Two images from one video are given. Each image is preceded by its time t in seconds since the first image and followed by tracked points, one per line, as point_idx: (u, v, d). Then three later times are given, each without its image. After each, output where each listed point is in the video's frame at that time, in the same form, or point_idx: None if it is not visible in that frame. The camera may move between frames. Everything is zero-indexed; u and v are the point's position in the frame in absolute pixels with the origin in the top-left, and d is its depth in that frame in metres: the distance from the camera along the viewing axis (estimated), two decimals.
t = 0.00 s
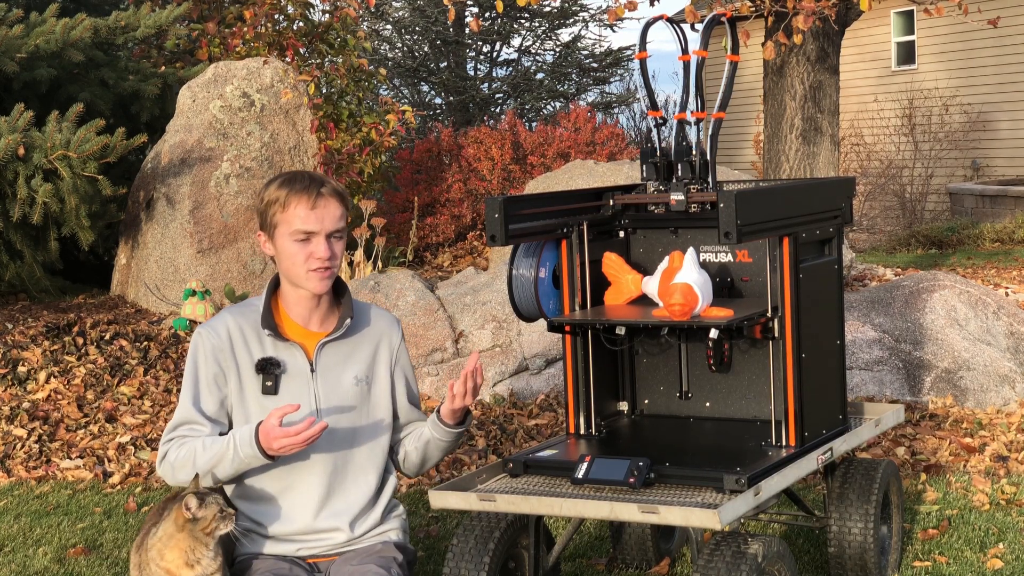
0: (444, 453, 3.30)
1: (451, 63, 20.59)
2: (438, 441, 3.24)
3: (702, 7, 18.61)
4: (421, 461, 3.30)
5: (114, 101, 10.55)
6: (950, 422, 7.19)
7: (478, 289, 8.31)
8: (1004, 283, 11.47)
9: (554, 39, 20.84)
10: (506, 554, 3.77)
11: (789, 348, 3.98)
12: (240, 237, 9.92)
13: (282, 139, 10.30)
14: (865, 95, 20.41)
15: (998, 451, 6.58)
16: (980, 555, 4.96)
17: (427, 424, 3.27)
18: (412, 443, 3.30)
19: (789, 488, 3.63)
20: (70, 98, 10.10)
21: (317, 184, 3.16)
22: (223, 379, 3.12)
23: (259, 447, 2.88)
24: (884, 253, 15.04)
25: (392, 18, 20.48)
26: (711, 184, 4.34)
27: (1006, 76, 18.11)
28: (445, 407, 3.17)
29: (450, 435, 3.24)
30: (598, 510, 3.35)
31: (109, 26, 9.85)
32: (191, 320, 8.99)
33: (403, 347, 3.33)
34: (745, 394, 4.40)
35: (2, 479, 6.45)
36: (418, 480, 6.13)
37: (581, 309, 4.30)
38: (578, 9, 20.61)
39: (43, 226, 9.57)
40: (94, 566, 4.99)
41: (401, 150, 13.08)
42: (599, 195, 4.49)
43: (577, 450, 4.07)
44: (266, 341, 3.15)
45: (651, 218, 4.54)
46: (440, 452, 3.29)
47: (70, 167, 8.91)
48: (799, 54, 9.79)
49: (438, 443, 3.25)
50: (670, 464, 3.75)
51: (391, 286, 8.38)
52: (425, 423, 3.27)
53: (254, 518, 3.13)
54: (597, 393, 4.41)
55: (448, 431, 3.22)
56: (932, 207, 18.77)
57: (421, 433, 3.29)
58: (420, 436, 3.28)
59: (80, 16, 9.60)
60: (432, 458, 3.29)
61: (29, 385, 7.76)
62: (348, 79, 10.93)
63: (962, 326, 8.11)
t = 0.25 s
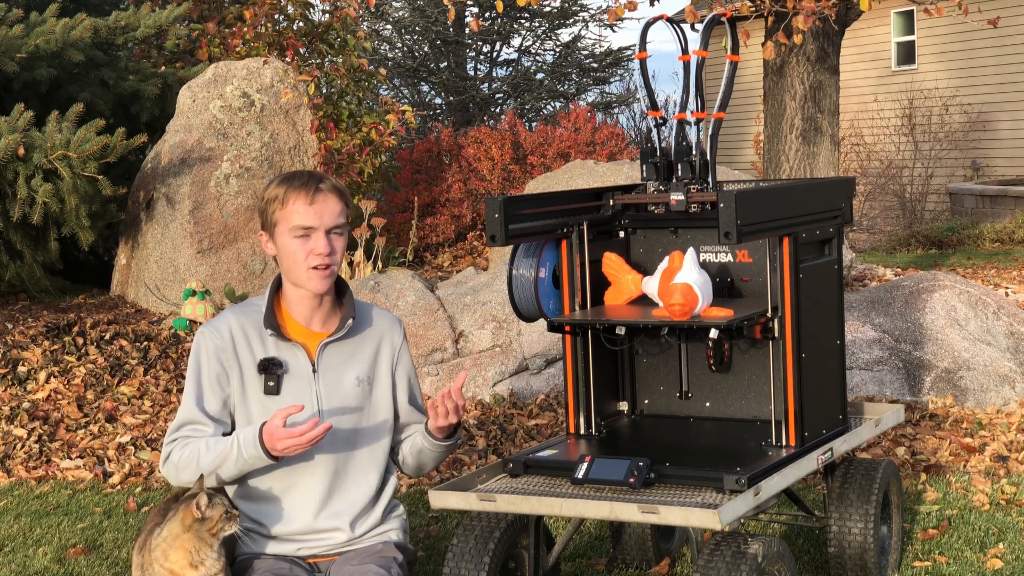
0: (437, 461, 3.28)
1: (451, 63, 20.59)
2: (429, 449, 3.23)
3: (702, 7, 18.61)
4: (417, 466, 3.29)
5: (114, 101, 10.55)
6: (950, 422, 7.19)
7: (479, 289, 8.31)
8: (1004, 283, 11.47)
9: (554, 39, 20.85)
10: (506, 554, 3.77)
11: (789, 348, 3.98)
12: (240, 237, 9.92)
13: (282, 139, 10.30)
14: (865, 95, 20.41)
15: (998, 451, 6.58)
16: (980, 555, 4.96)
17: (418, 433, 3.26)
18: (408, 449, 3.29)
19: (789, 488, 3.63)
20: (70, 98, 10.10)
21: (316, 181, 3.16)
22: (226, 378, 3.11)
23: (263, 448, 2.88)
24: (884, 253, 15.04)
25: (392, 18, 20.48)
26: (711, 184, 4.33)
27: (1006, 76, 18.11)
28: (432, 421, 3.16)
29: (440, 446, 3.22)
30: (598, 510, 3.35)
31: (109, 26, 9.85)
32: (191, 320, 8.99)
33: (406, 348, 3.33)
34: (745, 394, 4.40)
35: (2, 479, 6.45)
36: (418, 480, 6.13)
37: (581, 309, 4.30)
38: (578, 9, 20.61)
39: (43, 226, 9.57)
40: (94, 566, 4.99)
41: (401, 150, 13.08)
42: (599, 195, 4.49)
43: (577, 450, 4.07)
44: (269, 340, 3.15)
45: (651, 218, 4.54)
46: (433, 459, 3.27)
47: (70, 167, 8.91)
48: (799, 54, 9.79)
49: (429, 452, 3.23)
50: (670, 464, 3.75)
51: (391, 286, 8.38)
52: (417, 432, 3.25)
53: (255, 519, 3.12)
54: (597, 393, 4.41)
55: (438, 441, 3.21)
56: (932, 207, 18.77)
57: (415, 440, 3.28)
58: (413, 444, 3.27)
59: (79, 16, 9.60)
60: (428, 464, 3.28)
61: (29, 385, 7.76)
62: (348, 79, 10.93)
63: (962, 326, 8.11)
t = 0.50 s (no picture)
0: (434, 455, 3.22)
1: (451, 63, 20.60)
2: (420, 442, 3.17)
3: (702, 7, 18.63)
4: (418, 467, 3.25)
5: (114, 101, 10.55)
6: (950, 422, 7.19)
7: (479, 289, 8.31)
8: (1004, 283, 11.47)
9: (554, 39, 20.85)
10: (506, 554, 3.77)
11: (789, 348, 3.98)
12: (240, 237, 9.92)
13: (282, 139, 10.30)
14: (865, 95, 20.41)
15: (998, 451, 6.58)
16: (980, 555, 4.95)
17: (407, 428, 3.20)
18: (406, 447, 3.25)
19: (789, 487, 3.63)
20: (70, 98, 10.10)
21: (313, 183, 3.16)
22: (224, 375, 3.12)
23: (251, 431, 2.86)
24: (885, 253, 15.04)
25: (392, 18, 20.48)
26: (711, 184, 4.34)
27: (1006, 76, 18.11)
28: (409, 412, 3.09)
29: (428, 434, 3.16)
30: (598, 510, 3.35)
31: (109, 26, 9.86)
32: (191, 320, 8.99)
33: (406, 346, 3.32)
34: (745, 394, 4.40)
35: (2, 479, 6.45)
36: (418, 480, 6.13)
37: (581, 309, 4.30)
38: (578, 9, 20.61)
39: (43, 226, 9.57)
40: (94, 566, 4.99)
41: (401, 150, 13.08)
42: (599, 195, 4.49)
43: (577, 450, 4.07)
44: (267, 338, 3.15)
45: (651, 218, 4.54)
46: (430, 452, 3.21)
47: (70, 167, 8.91)
48: (799, 54, 9.79)
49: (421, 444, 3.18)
50: (670, 464, 3.75)
51: (391, 286, 8.38)
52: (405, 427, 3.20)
53: (255, 518, 3.12)
54: (598, 393, 4.41)
55: (424, 431, 3.14)
56: (932, 207, 18.76)
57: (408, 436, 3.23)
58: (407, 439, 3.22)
59: (80, 16, 9.60)
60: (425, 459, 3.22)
61: (29, 385, 7.76)
62: (348, 79, 10.93)
63: (962, 326, 8.11)
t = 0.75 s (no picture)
0: (452, 426, 3.19)
1: (451, 63, 20.60)
2: (443, 408, 3.14)
3: (702, 7, 18.63)
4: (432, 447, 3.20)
5: (114, 101, 10.56)
6: (950, 422, 7.19)
7: (478, 289, 8.31)
8: (1004, 283, 11.46)
9: (554, 39, 20.85)
10: (506, 554, 3.77)
11: (789, 348, 3.98)
12: (240, 237, 9.92)
13: (282, 139, 10.30)
14: (865, 95, 20.41)
15: (998, 451, 6.58)
16: (980, 554, 4.96)
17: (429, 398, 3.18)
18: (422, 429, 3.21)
19: (789, 487, 3.63)
20: (70, 98, 10.10)
21: (321, 186, 3.14)
22: (221, 377, 3.12)
23: (253, 422, 2.85)
24: (885, 253, 15.04)
25: (392, 18, 20.47)
26: (711, 184, 4.33)
27: (1006, 76, 18.11)
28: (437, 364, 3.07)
29: (452, 398, 3.13)
30: (598, 510, 3.35)
31: (109, 27, 9.85)
32: (191, 320, 8.99)
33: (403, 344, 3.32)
34: (745, 395, 4.40)
35: (2, 479, 6.45)
36: (418, 480, 6.13)
37: (581, 309, 4.30)
38: (578, 9, 20.61)
39: (43, 226, 9.57)
40: (94, 566, 4.99)
41: (401, 150, 13.08)
42: (599, 195, 4.49)
43: (577, 450, 4.07)
44: (265, 339, 3.15)
45: (651, 218, 4.54)
46: (449, 423, 3.18)
47: (70, 167, 8.91)
48: (799, 54, 9.79)
49: (443, 413, 3.15)
50: (670, 464, 3.75)
51: (391, 286, 8.38)
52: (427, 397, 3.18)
53: (256, 518, 3.13)
54: (597, 393, 4.41)
55: (448, 392, 3.12)
56: (932, 207, 18.76)
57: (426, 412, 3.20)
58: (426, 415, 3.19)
59: (80, 16, 9.59)
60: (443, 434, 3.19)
61: (29, 385, 7.76)
62: (348, 79, 10.93)
63: (962, 326, 8.11)
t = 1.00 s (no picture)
0: (446, 449, 3.31)
1: (451, 63, 20.60)
2: (444, 436, 3.26)
3: (702, 7, 18.64)
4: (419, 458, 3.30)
5: (114, 101, 10.56)
6: (950, 422, 7.19)
7: (478, 289, 8.31)
8: (1004, 283, 11.46)
9: (554, 39, 20.85)
10: (506, 554, 3.77)
11: (789, 348, 3.98)
12: (240, 237, 9.92)
13: (282, 139, 10.30)
14: (865, 95, 20.41)
15: (998, 451, 6.58)
16: (980, 555, 4.96)
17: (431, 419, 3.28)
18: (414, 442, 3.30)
19: (789, 488, 3.63)
20: (70, 98, 10.10)
21: (303, 188, 3.14)
22: (227, 376, 3.10)
23: (279, 426, 2.86)
24: (884, 253, 15.04)
25: (392, 18, 20.47)
26: (711, 184, 4.34)
27: (1006, 76, 18.11)
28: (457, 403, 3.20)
29: (456, 430, 3.26)
30: (598, 510, 3.35)
31: (109, 27, 9.85)
32: (191, 320, 8.99)
33: (403, 348, 3.34)
34: (745, 395, 4.40)
35: (2, 479, 6.46)
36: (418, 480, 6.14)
37: (581, 309, 4.30)
38: (578, 9, 20.62)
39: (43, 226, 9.57)
40: (95, 566, 4.99)
41: (401, 150, 13.08)
42: (599, 195, 4.49)
43: (577, 450, 4.07)
44: (269, 340, 3.15)
45: (651, 218, 4.54)
46: (442, 448, 3.30)
47: (70, 167, 8.91)
48: (799, 54, 9.79)
49: (443, 439, 3.26)
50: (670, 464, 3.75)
51: (391, 286, 8.38)
52: (431, 419, 3.27)
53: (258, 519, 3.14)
54: (597, 393, 4.41)
55: (454, 425, 3.24)
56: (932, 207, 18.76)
57: (423, 431, 3.30)
58: (424, 434, 3.28)
59: (80, 16, 9.59)
60: (434, 454, 3.29)
61: (29, 385, 7.76)
62: (348, 79, 10.93)
63: (962, 326, 8.10)
